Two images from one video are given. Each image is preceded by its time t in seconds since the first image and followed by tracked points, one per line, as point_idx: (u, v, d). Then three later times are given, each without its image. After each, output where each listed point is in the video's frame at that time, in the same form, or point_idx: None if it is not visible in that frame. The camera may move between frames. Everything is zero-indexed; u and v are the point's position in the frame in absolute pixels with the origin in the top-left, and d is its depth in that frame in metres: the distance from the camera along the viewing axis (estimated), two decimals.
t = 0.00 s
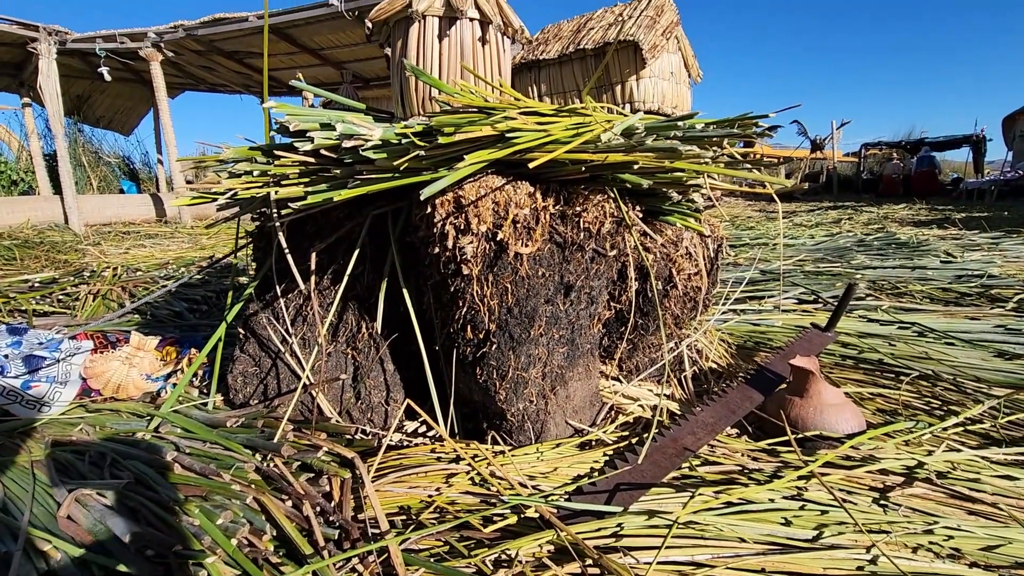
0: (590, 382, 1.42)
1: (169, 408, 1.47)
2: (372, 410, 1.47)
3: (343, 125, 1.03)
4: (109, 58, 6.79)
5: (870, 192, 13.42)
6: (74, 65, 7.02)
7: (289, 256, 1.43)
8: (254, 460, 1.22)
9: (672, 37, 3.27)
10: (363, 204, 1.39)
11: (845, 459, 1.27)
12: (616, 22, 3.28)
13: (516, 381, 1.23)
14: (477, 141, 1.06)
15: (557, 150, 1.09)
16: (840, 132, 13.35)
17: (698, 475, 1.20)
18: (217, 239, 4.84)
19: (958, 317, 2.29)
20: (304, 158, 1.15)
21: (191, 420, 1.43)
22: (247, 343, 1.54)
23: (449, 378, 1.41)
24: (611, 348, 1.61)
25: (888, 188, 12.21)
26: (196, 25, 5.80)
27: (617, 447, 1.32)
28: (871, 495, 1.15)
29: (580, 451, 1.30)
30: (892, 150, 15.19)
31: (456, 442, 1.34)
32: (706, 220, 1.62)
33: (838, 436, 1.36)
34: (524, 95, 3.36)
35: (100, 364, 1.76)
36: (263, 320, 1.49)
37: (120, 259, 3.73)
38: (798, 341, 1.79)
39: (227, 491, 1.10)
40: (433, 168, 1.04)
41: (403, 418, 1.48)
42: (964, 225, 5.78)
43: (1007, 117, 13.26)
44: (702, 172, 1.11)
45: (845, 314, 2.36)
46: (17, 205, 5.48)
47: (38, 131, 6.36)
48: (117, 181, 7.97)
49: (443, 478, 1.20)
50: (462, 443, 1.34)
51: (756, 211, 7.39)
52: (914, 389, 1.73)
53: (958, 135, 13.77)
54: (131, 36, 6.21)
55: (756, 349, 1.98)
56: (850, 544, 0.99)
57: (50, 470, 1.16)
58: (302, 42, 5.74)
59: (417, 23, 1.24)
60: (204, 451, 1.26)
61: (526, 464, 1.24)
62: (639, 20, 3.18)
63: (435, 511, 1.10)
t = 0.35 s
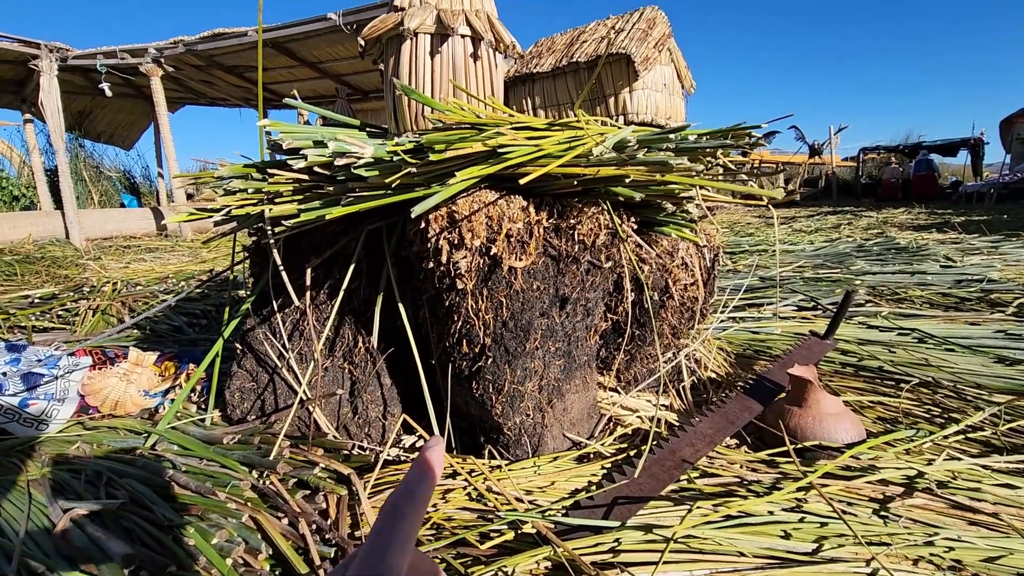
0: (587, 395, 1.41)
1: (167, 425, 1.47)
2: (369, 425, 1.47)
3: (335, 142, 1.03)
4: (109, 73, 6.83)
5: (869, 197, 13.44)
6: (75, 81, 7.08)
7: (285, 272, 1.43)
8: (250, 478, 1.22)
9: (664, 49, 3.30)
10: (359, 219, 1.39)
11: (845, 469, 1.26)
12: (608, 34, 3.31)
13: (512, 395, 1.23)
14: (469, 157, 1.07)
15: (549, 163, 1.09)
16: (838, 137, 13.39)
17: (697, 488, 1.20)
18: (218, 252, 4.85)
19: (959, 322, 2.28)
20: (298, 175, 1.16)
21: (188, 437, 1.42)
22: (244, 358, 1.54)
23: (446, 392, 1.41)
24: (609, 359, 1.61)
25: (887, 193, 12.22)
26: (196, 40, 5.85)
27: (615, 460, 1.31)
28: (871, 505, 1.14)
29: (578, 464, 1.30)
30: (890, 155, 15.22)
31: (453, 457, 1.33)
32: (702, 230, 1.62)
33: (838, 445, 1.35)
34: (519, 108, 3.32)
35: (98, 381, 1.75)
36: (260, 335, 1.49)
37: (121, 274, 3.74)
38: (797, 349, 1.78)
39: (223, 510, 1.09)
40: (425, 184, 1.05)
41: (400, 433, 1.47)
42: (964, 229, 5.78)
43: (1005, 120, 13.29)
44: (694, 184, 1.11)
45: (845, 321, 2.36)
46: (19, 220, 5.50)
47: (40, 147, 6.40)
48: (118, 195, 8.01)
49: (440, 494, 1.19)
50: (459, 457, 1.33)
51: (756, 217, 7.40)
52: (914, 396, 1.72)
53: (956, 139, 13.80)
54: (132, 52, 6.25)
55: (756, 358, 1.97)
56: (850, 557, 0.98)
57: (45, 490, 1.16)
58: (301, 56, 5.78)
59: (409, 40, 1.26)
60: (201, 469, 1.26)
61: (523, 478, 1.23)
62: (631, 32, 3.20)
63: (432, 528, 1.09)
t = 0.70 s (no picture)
0: (584, 406, 1.42)
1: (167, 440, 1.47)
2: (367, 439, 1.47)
3: (328, 163, 1.05)
4: (110, 87, 6.88)
5: (868, 200, 13.46)
6: (76, 94, 7.13)
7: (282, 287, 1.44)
8: (248, 494, 1.22)
9: (656, 62, 3.34)
10: (355, 234, 1.40)
11: (841, 478, 1.27)
12: (601, 48, 3.33)
13: (508, 409, 1.24)
14: (461, 175, 1.08)
15: (541, 179, 1.11)
16: (836, 140, 13.42)
17: (693, 500, 1.20)
18: (218, 263, 4.86)
19: (956, 327, 2.28)
20: (294, 194, 1.17)
21: (187, 452, 1.43)
22: (242, 373, 1.55)
23: (442, 405, 1.42)
24: (605, 369, 1.61)
25: (886, 195, 12.23)
26: (196, 53, 5.90)
27: (612, 471, 1.32)
28: (866, 515, 1.14)
29: (574, 477, 1.30)
30: (888, 157, 15.26)
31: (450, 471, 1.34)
32: (696, 240, 1.62)
33: (834, 455, 1.36)
34: (514, 121, 3.40)
35: (98, 397, 1.75)
36: (258, 350, 1.50)
37: (121, 286, 3.75)
38: (794, 357, 1.78)
39: (220, 527, 1.10)
40: (419, 203, 1.06)
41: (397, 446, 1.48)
42: (963, 231, 5.79)
43: (1002, 122, 13.32)
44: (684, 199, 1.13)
45: (842, 327, 2.36)
46: (20, 233, 5.53)
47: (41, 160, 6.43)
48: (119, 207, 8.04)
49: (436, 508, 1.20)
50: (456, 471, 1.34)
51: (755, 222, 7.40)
52: (911, 403, 1.72)
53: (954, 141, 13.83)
54: (132, 65, 6.30)
55: (753, 365, 1.97)
56: (845, 568, 0.99)
57: (45, 508, 1.17)
58: (300, 67, 5.82)
59: (401, 60, 1.27)
60: (199, 485, 1.27)
61: (520, 492, 1.24)
62: (623, 46, 3.23)
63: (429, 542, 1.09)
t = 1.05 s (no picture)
0: (582, 412, 1.42)
1: (166, 446, 1.48)
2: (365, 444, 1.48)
3: (328, 171, 1.05)
4: (112, 92, 6.91)
5: (868, 204, 13.46)
6: (79, 100, 7.17)
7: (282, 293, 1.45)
8: (247, 500, 1.23)
9: (654, 70, 3.36)
10: (355, 240, 1.41)
11: (839, 485, 1.27)
12: (599, 56, 3.34)
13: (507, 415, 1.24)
14: (460, 183, 1.09)
15: (539, 187, 1.12)
16: (836, 145, 13.45)
17: (691, 506, 1.20)
18: (218, 268, 4.87)
19: (956, 333, 2.28)
20: (293, 201, 1.18)
21: (187, 458, 1.43)
22: (242, 379, 1.55)
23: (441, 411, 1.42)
24: (604, 375, 1.62)
25: (886, 200, 12.24)
26: (197, 59, 5.93)
27: (610, 478, 1.32)
28: (865, 523, 1.14)
29: (573, 483, 1.31)
30: (889, 163, 15.28)
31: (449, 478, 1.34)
32: (695, 246, 1.62)
33: (833, 461, 1.35)
34: (512, 128, 3.43)
35: (98, 403, 1.75)
36: (258, 356, 1.51)
37: (122, 292, 3.75)
38: (793, 363, 1.78)
39: (219, 533, 1.10)
40: (418, 211, 1.07)
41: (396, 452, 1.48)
42: (963, 237, 5.78)
43: (1002, 127, 13.33)
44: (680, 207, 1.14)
45: (842, 333, 2.36)
46: (22, 237, 5.54)
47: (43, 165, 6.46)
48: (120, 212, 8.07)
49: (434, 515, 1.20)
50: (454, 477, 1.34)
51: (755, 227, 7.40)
52: (911, 410, 1.72)
53: (954, 146, 13.85)
54: (134, 71, 6.32)
55: (753, 371, 1.97)
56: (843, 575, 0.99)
57: (44, 514, 1.17)
58: (301, 73, 5.85)
59: (401, 68, 1.28)
60: (198, 491, 1.27)
61: (519, 498, 1.24)
62: (621, 54, 3.24)
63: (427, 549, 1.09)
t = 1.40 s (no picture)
0: (583, 418, 1.43)
1: (169, 451, 1.49)
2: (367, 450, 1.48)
3: (331, 180, 1.06)
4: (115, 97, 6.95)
5: (871, 208, 13.44)
6: (83, 104, 7.21)
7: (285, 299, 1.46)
8: (249, 506, 1.24)
9: (654, 77, 3.38)
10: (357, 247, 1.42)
11: (840, 491, 1.27)
12: (600, 64, 3.35)
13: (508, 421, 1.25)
14: (462, 191, 1.10)
15: (541, 196, 1.13)
16: (838, 149, 13.46)
17: (691, 512, 1.21)
18: (221, 272, 4.88)
19: (957, 337, 2.28)
20: (296, 209, 1.20)
21: (189, 463, 1.43)
22: (245, 384, 1.56)
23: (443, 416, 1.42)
24: (605, 381, 1.62)
25: (889, 203, 12.22)
26: (201, 64, 5.96)
27: (611, 483, 1.32)
28: (865, 529, 1.15)
29: (574, 489, 1.31)
30: (891, 166, 15.26)
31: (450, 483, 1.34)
32: (695, 252, 1.63)
33: (833, 467, 1.35)
34: (514, 135, 3.45)
35: (102, 407, 1.76)
36: (260, 361, 1.52)
37: (125, 295, 3.77)
38: (794, 368, 1.78)
39: (222, 538, 1.11)
40: (420, 219, 1.09)
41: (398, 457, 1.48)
42: (965, 240, 5.78)
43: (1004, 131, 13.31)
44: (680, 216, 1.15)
45: (843, 337, 2.36)
46: (27, 240, 5.58)
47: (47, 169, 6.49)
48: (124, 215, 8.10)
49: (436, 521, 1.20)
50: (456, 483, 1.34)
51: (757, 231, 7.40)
52: (912, 415, 1.72)
53: (956, 149, 13.83)
54: (137, 75, 6.36)
55: (754, 376, 1.97)
56: None
57: (49, 518, 1.18)
58: (304, 78, 5.87)
59: (403, 78, 1.30)
60: (201, 496, 1.28)
61: (520, 504, 1.24)
62: (622, 61, 3.26)
63: (429, 555, 1.10)
